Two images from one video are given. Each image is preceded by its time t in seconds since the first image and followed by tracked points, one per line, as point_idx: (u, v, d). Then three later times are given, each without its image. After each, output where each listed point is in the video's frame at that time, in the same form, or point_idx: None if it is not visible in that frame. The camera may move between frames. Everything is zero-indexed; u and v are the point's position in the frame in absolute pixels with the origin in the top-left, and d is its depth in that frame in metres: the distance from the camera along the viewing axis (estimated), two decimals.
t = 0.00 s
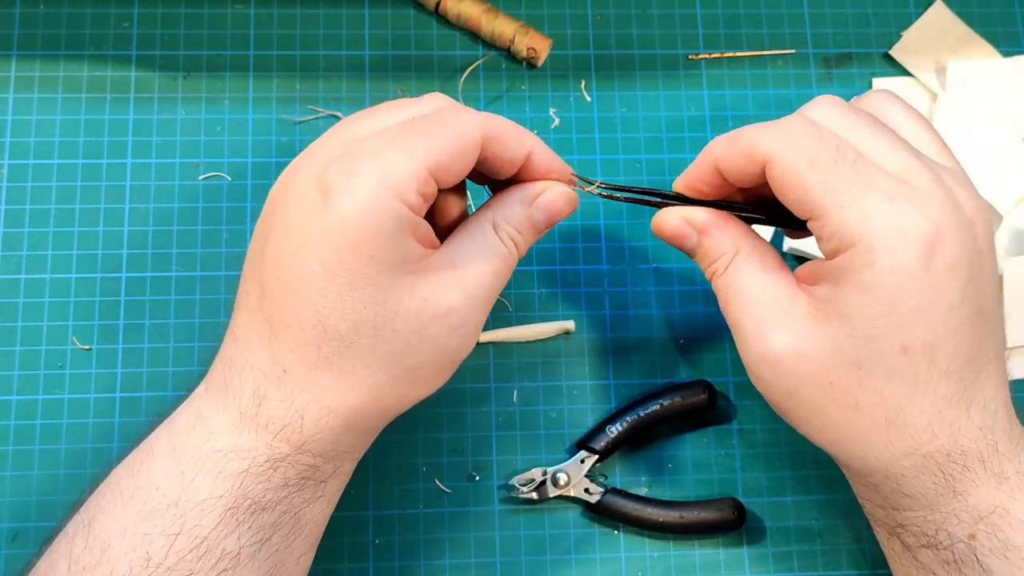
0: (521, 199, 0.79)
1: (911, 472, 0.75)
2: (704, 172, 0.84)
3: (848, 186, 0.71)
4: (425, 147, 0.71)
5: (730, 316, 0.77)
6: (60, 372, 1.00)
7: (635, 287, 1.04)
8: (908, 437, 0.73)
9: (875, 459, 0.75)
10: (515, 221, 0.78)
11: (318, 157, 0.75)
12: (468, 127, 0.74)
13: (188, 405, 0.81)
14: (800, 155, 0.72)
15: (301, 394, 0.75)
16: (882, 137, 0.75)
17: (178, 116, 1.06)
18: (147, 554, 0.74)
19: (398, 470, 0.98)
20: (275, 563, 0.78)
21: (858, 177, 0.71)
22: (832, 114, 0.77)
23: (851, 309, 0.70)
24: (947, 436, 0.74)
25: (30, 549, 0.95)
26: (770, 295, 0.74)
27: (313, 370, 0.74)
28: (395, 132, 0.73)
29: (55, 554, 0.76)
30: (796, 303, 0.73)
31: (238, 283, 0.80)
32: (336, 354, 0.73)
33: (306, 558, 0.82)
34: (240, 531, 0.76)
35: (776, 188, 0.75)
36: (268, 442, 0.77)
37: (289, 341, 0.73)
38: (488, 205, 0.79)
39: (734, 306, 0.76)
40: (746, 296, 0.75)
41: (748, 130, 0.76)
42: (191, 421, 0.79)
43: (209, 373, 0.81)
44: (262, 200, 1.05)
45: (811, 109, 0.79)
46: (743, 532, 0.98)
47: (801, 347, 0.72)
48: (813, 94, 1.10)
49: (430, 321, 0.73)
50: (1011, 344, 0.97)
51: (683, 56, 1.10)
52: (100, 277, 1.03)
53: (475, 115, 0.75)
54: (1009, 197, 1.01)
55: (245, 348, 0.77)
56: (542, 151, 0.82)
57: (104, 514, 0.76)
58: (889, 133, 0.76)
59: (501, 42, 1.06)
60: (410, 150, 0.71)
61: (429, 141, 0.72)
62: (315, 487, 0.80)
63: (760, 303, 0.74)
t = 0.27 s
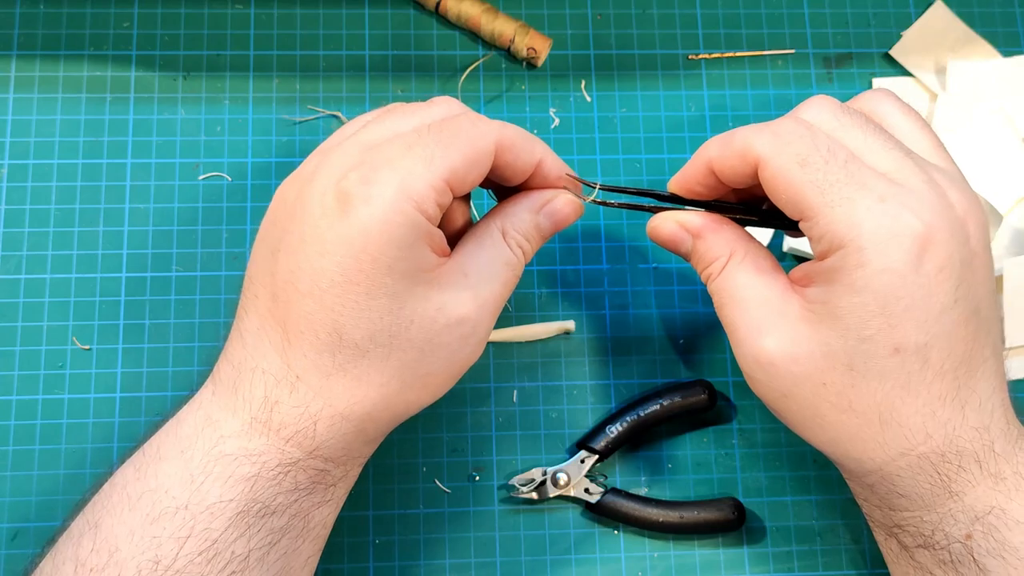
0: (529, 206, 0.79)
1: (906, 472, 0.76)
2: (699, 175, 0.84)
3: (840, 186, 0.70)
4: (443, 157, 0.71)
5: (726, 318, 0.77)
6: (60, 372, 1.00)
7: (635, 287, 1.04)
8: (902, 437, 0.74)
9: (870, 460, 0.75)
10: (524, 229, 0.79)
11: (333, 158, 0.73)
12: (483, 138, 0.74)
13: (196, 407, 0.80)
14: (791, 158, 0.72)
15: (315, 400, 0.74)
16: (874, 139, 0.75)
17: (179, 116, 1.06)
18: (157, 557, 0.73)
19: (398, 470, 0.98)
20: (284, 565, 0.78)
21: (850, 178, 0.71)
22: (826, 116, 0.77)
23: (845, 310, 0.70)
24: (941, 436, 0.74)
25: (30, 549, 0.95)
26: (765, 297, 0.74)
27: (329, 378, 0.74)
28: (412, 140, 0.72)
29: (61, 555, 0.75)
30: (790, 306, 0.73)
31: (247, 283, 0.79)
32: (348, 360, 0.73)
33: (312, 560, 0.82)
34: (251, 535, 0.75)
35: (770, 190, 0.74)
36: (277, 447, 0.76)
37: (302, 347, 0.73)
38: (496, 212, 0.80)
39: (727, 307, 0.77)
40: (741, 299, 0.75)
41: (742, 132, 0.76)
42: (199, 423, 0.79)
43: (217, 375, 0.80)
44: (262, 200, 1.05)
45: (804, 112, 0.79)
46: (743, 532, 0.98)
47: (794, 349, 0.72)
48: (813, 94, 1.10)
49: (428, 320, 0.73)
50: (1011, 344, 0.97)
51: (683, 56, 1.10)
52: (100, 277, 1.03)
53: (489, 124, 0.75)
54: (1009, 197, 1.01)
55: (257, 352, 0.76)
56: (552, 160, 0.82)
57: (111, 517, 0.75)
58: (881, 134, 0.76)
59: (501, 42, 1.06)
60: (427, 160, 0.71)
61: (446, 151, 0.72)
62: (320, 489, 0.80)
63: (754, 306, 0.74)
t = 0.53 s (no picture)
0: (531, 208, 0.79)
1: (914, 473, 0.75)
2: (704, 177, 0.83)
3: (845, 186, 0.71)
4: (443, 158, 0.72)
5: (730, 320, 0.77)
6: (60, 372, 1.00)
7: (635, 287, 1.04)
8: (910, 438, 0.73)
9: (879, 461, 0.75)
10: (526, 231, 0.78)
11: (333, 160, 0.73)
12: (483, 136, 0.74)
13: (196, 408, 0.80)
14: (795, 158, 0.73)
15: (314, 400, 0.74)
16: (878, 139, 0.75)
17: (178, 116, 1.06)
18: (157, 557, 0.73)
19: (398, 470, 0.98)
20: (284, 565, 0.78)
21: (854, 177, 0.71)
22: (829, 116, 0.77)
23: (851, 311, 0.70)
24: (949, 436, 0.73)
25: (30, 549, 0.95)
26: (771, 299, 0.74)
27: (327, 378, 0.74)
28: (411, 140, 0.72)
29: (61, 556, 0.75)
30: (796, 307, 0.73)
31: (247, 284, 0.79)
32: (348, 361, 0.73)
33: (313, 559, 0.82)
34: (251, 534, 0.75)
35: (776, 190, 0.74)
36: (275, 448, 0.76)
37: (302, 347, 0.73)
38: (499, 215, 0.80)
39: (731, 309, 0.76)
40: (746, 300, 0.75)
41: (747, 133, 0.76)
42: (199, 423, 0.79)
43: (216, 376, 0.80)
44: (262, 200, 1.05)
45: (807, 113, 0.79)
46: (743, 533, 0.98)
47: (801, 351, 0.72)
48: (813, 94, 1.10)
49: (426, 323, 0.72)
50: (1011, 344, 0.97)
51: (683, 56, 1.10)
52: (100, 277, 1.03)
53: (490, 124, 0.75)
54: (1009, 197, 1.01)
55: (256, 352, 0.76)
56: (552, 159, 0.83)
57: (112, 517, 0.75)
58: (885, 134, 0.76)
59: (501, 42, 1.06)
60: (427, 161, 0.71)
61: (446, 152, 0.72)
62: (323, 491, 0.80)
63: (759, 311, 0.74)
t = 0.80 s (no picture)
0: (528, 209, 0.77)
1: (920, 473, 0.75)
2: (703, 184, 0.84)
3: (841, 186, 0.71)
4: (432, 150, 0.72)
5: (730, 325, 0.77)
6: (60, 372, 1.00)
7: (635, 287, 1.04)
8: (915, 437, 0.73)
9: (884, 461, 0.75)
10: (527, 232, 0.75)
11: (325, 158, 0.74)
12: (473, 126, 0.74)
13: (194, 408, 0.80)
14: (792, 159, 0.73)
15: (307, 401, 0.74)
16: (872, 139, 0.75)
17: (178, 116, 1.06)
18: (157, 558, 0.73)
19: (398, 470, 0.98)
20: (283, 566, 0.78)
21: (851, 178, 0.71)
22: (825, 119, 0.78)
23: (853, 309, 0.70)
24: (954, 435, 0.73)
25: (30, 549, 0.95)
26: (770, 304, 0.73)
27: (320, 377, 0.74)
28: (401, 135, 0.72)
29: (61, 557, 0.75)
30: (797, 309, 0.73)
31: (244, 284, 0.79)
32: (340, 363, 0.73)
33: (312, 560, 0.82)
34: (250, 536, 0.75)
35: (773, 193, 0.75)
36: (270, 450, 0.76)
37: (296, 347, 0.73)
38: (499, 219, 0.77)
39: (731, 314, 0.76)
40: (745, 305, 0.74)
41: (744, 139, 0.77)
42: (198, 423, 0.79)
43: (214, 376, 0.80)
44: (262, 200, 1.05)
45: (804, 117, 0.79)
46: (743, 533, 0.98)
47: (805, 352, 0.72)
48: (813, 94, 1.10)
49: (413, 329, 0.71)
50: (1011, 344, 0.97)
51: (683, 56, 1.10)
52: (100, 277, 1.03)
53: (479, 114, 0.75)
54: (1009, 197, 1.01)
55: (251, 353, 0.76)
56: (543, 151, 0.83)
57: (111, 518, 0.75)
58: (880, 135, 0.76)
59: (501, 42, 1.06)
60: (418, 154, 0.71)
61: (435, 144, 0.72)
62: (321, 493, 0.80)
63: (759, 313, 0.74)
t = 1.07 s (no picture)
0: (524, 206, 0.77)
1: (924, 471, 0.75)
2: (697, 192, 0.85)
3: (830, 185, 0.71)
4: (429, 149, 0.72)
5: (729, 330, 0.76)
6: (60, 372, 1.00)
7: (635, 288, 1.04)
8: (916, 433, 0.73)
9: (887, 459, 0.74)
10: (525, 230, 0.75)
11: (323, 158, 0.73)
12: (471, 124, 0.74)
13: (192, 409, 0.80)
14: (780, 160, 0.74)
15: (304, 401, 0.74)
16: (860, 139, 0.76)
17: (178, 116, 1.06)
18: (155, 558, 0.73)
19: (398, 470, 0.98)
20: (281, 566, 0.78)
21: (840, 177, 0.72)
22: (813, 122, 0.78)
23: (846, 306, 0.70)
24: (955, 430, 0.73)
25: (30, 549, 0.95)
26: (767, 306, 0.73)
27: (318, 377, 0.73)
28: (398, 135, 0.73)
29: (61, 556, 0.75)
30: (793, 311, 0.73)
31: (242, 285, 0.79)
32: (337, 363, 0.73)
33: (310, 561, 0.82)
34: (248, 536, 0.75)
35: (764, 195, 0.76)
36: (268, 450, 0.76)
37: (294, 347, 0.73)
38: (496, 220, 0.77)
39: (730, 319, 0.76)
40: (743, 309, 0.74)
41: (734, 144, 0.78)
42: (196, 424, 0.79)
43: (213, 376, 0.80)
44: (262, 200, 1.05)
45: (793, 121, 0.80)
46: (743, 533, 0.98)
47: (802, 350, 0.72)
48: (814, 94, 1.10)
49: (409, 329, 0.71)
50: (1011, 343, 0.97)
51: (683, 56, 1.10)
52: (100, 277, 1.03)
53: (477, 113, 0.75)
54: (1009, 197, 1.01)
55: (250, 353, 0.76)
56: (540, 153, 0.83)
57: (110, 518, 0.75)
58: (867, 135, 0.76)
59: (501, 42, 1.06)
60: (417, 154, 0.71)
61: (432, 143, 0.72)
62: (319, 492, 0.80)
63: (756, 315, 0.73)
